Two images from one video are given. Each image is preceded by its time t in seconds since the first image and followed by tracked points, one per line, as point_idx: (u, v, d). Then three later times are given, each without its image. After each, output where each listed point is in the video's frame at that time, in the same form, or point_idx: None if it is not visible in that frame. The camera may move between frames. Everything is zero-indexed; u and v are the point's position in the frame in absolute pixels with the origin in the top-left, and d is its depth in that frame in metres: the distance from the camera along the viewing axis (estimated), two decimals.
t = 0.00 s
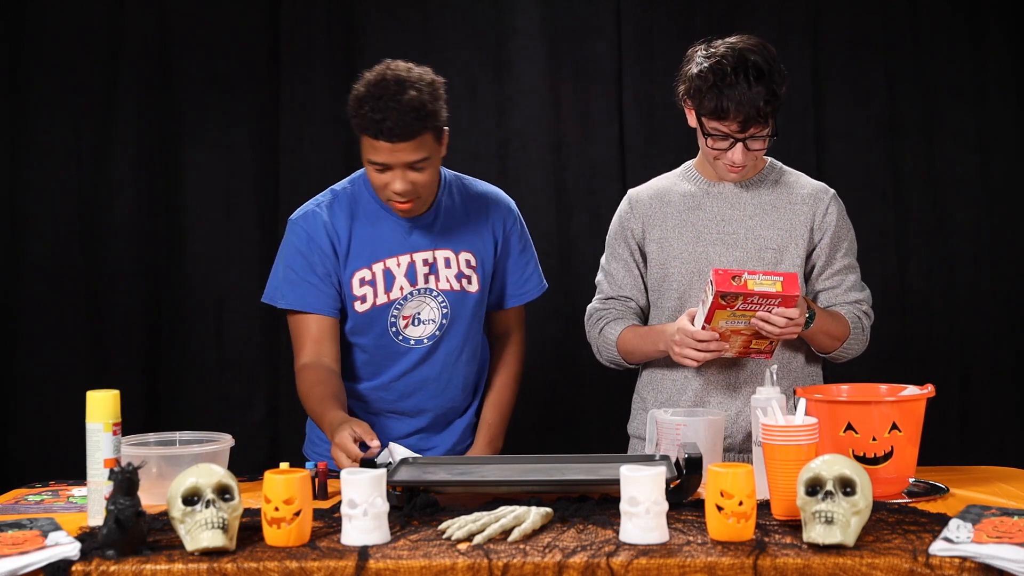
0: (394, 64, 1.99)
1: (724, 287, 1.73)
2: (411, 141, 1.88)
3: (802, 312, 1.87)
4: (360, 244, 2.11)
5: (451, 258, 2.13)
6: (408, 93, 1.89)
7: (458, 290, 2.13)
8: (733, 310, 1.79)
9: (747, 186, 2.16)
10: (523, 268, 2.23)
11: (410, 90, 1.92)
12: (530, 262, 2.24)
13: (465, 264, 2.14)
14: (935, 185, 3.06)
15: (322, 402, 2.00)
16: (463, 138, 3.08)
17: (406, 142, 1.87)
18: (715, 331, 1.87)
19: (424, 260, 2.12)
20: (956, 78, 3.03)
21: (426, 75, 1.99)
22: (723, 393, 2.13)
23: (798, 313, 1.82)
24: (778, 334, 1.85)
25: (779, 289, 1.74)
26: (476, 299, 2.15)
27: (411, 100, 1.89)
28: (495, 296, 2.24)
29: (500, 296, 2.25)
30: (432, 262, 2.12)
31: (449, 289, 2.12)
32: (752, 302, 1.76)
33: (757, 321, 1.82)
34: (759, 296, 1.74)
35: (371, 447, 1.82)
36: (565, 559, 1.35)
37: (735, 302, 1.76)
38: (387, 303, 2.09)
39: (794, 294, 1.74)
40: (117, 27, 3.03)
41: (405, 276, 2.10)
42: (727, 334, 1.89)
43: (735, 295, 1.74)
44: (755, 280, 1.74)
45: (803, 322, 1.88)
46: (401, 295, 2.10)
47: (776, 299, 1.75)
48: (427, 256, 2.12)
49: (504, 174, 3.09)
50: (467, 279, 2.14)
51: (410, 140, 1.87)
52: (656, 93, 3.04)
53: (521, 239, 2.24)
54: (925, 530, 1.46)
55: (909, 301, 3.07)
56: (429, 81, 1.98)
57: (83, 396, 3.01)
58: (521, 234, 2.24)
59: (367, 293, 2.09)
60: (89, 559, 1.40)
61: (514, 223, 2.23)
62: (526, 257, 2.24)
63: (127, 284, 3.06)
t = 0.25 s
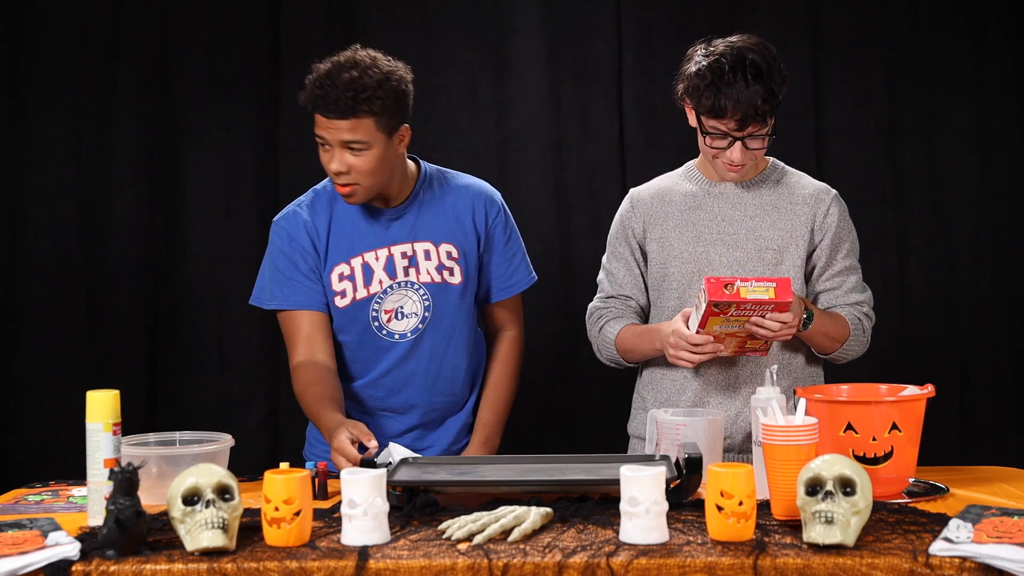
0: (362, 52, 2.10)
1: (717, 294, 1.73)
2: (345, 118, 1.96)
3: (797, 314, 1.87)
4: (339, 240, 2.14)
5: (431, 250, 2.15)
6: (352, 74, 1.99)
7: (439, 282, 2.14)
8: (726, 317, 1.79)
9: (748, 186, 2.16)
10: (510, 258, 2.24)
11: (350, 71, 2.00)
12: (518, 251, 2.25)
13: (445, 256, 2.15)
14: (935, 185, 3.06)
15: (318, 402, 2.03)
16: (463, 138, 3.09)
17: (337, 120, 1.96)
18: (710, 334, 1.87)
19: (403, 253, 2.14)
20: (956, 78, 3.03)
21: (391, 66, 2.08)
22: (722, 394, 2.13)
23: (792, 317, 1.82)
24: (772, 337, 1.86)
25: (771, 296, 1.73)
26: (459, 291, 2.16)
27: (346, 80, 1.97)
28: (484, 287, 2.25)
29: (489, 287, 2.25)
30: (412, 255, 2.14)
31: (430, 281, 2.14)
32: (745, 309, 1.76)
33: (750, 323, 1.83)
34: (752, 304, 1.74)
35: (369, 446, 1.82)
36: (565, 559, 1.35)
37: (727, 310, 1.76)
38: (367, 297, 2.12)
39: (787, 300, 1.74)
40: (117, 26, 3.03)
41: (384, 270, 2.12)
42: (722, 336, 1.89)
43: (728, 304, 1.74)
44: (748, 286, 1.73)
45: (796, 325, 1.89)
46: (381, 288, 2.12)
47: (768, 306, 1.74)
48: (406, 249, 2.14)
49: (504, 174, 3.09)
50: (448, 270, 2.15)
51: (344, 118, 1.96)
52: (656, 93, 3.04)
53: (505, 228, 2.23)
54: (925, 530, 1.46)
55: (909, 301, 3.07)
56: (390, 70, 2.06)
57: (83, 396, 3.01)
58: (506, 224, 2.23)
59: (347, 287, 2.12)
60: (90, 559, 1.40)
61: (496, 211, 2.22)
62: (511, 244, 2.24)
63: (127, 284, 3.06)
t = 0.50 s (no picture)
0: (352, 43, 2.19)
1: (711, 294, 1.73)
2: (311, 99, 2.04)
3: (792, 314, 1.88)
4: (330, 231, 2.16)
5: (420, 244, 2.15)
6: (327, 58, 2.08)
7: (427, 274, 2.14)
8: (721, 316, 1.79)
9: (746, 186, 2.16)
10: (503, 256, 2.23)
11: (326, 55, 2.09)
12: (512, 248, 2.24)
13: (434, 249, 2.16)
14: (935, 185, 3.05)
15: (314, 393, 2.05)
16: (463, 138, 3.09)
17: (308, 101, 2.05)
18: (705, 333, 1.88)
19: (391, 245, 2.15)
20: (956, 79, 3.03)
21: (377, 54, 2.15)
22: (720, 394, 2.13)
23: (787, 318, 1.83)
24: (767, 338, 1.86)
25: (766, 297, 1.73)
26: (448, 285, 2.16)
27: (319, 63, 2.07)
28: (477, 284, 2.25)
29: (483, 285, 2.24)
30: (400, 246, 2.15)
31: (418, 274, 2.14)
32: (739, 309, 1.76)
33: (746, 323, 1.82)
34: (746, 304, 1.74)
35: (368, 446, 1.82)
36: (565, 559, 1.35)
37: (722, 309, 1.76)
38: (355, 288, 2.13)
39: (781, 301, 1.73)
40: (117, 26, 3.03)
41: (373, 261, 2.14)
42: (717, 336, 1.89)
43: (722, 303, 1.74)
44: (743, 287, 1.73)
45: (792, 325, 1.89)
46: (369, 279, 2.13)
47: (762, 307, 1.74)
48: (395, 241, 2.15)
49: (504, 174, 3.10)
50: (437, 263, 2.15)
51: (312, 99, 2.04)
52: (656, 92, 3.04)
53: (499, 224, 2.23)
54: (925, 530, 1.46)
55: (909, 301, 3.07)
56: (373, 58, 2.13)
57: (83, 396, 3.01)
58: (498, 220, 2.23)
59: (336, 277, 2.13)
60: (90, 559, 1.40)
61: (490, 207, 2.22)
62: (505, 240, 2.23)
63: (127, 283, 3.06)
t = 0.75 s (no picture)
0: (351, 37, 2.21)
1: (707, 294, 1.73)
2: (307, 90, 2.07)
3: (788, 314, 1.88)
4: (330, 224, 2.17)
5: (419, 239, 2.15)
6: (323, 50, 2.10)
7: (425, 270, 2.14)
8: (717, 315, 1.79)
9: (743, 186, 2.16)
10: (505, 255, 2.21)
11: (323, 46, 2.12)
12: (514, 247, 2.23)
13: (433, 245, 2.15)
14: (934, 185, 3.06)
15: (312, 385, 2.04)
16: (463, 139, 3.09)
17: (304, 91, 2.08)
18: (701, 333, 1.88)
19: (391, 239, 2.15)
20: (956, 79, 3.03)
21: (375, 46, 2.17)
22: (717, 394, 2.13)
23: (782, 318, 1.82)
24: (762, 337, 1.86)
25: (761, 296, 1.74)
26: (447, 281, 2.15)
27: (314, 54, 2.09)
28: (478, 282, 2.23)
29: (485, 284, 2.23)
30: (399, 241, 2.15)
31: (416, 269, 2.14)
32: (735, 308, 1.76)
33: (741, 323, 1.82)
34: (742, 303, 1.74)
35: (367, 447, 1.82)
36: (565, 559, 1.35)
37: (718, 308, 1.76)
38: (353, 281, 2.13)
39: (776, 301, 1.75)
40: (117, 26, 3.03)
41: (371, 255, 2.14)
42: (714, 335, 1.90)
43: (718, 303, 1.74)
44: (738, 287, 1.74)
45: (789, 324, 1.90)
46: (367, 273, 2.13)
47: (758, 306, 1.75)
48: (394, 236, 2.15)
49: (504, 175, 3.10)
50: (436, 259, 2.15)
51: (308, 91, 2.07)
52: (657, 92, 3.04)
53: (502, 223, 2.22)
54: (925, 529, 1.46)
55: (909, 301, 3.07)
56: (370, 49, 2.15)
57: (83, 396, 3.01)
58: (501, 219, 2.22)
59: (334, 270, 2.14)
60: (90, 559, 1.40)
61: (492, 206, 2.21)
62: (507, 239, 2.22)
63: (127, 283, 3.06)
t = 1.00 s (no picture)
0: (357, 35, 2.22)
1: (704, 292, 1.73)
2: (312, 87, 2.09)
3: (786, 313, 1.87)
4: (330, 221, 2.17)
5: (419, 237, 2.14)
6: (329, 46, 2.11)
7: (423, 268, 2.13)
8: (714, 315, 1.79)
9: (740, 186, 2.16)
10: (507, 258, 2.18)
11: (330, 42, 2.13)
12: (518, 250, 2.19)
13: (433, 244, 2.14)
14: (935, 186, 3.06)
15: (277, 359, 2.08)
16: (464, 139, 3.09)
17: (309, 86, 2.09)
18: (699, 332, 1.88)
19: (390, 237, 2.15)
20: (956, 79, 3.03)
21: (381, 43, 2.18)
22: (715, 394, 2.13)
23: (780, 317, 1.82)
24: (760, 336, 1.86)
25: (759, 295, 1.74)
26: (446, 280, 2.14)
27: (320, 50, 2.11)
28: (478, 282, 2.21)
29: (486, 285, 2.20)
30: (399, 239, 2.14)
31: (414, 267, 2.13)
32: (732, 307, 1.76)
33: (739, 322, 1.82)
34: (740, 302, 1.74)
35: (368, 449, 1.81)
36: (565, 559, 1.35)
37: (715, 307, 1.76)
38: (350, 278, 2.13)
39: (773, 299, 1.74)
40: (117, 26, 3.03)
41: (370, 252, 2.14)
42: (711, 335, 1.90)
43: (715, 302, 1.74)
44: (736, 286, 1.73)
45: (787, 322, 1.90)
46: (365, 270, 2.13)
47: (755, 305, 1.75)
48: (394, 234, 2.14)
49: (504, 175, 3.10)
50: (435, 258, 2.13)
51: (313, 86, 2.09)
52: (657, 92, 3.04)
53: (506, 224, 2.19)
54: (925, 530, 1.46)
55: (909, 301, 3.07)
56: (375, 45, 2.16)
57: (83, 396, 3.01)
58: (504, 220, 2.19)
59: (332, 267, 2.14)
60: (90, 559, 1.40)
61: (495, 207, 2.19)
62: (509, 241, 2.18)
63: (127, 283, 3.06)
